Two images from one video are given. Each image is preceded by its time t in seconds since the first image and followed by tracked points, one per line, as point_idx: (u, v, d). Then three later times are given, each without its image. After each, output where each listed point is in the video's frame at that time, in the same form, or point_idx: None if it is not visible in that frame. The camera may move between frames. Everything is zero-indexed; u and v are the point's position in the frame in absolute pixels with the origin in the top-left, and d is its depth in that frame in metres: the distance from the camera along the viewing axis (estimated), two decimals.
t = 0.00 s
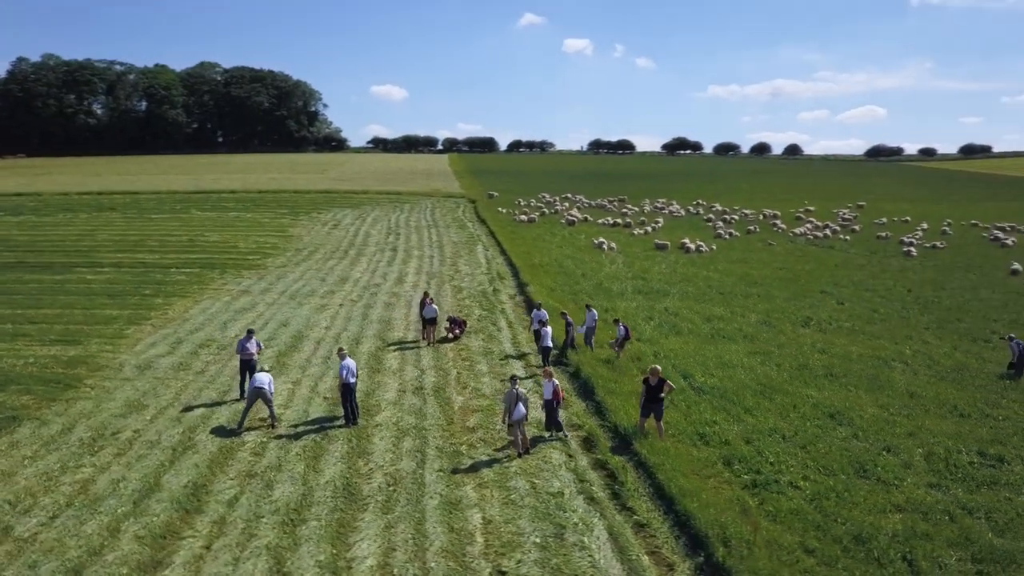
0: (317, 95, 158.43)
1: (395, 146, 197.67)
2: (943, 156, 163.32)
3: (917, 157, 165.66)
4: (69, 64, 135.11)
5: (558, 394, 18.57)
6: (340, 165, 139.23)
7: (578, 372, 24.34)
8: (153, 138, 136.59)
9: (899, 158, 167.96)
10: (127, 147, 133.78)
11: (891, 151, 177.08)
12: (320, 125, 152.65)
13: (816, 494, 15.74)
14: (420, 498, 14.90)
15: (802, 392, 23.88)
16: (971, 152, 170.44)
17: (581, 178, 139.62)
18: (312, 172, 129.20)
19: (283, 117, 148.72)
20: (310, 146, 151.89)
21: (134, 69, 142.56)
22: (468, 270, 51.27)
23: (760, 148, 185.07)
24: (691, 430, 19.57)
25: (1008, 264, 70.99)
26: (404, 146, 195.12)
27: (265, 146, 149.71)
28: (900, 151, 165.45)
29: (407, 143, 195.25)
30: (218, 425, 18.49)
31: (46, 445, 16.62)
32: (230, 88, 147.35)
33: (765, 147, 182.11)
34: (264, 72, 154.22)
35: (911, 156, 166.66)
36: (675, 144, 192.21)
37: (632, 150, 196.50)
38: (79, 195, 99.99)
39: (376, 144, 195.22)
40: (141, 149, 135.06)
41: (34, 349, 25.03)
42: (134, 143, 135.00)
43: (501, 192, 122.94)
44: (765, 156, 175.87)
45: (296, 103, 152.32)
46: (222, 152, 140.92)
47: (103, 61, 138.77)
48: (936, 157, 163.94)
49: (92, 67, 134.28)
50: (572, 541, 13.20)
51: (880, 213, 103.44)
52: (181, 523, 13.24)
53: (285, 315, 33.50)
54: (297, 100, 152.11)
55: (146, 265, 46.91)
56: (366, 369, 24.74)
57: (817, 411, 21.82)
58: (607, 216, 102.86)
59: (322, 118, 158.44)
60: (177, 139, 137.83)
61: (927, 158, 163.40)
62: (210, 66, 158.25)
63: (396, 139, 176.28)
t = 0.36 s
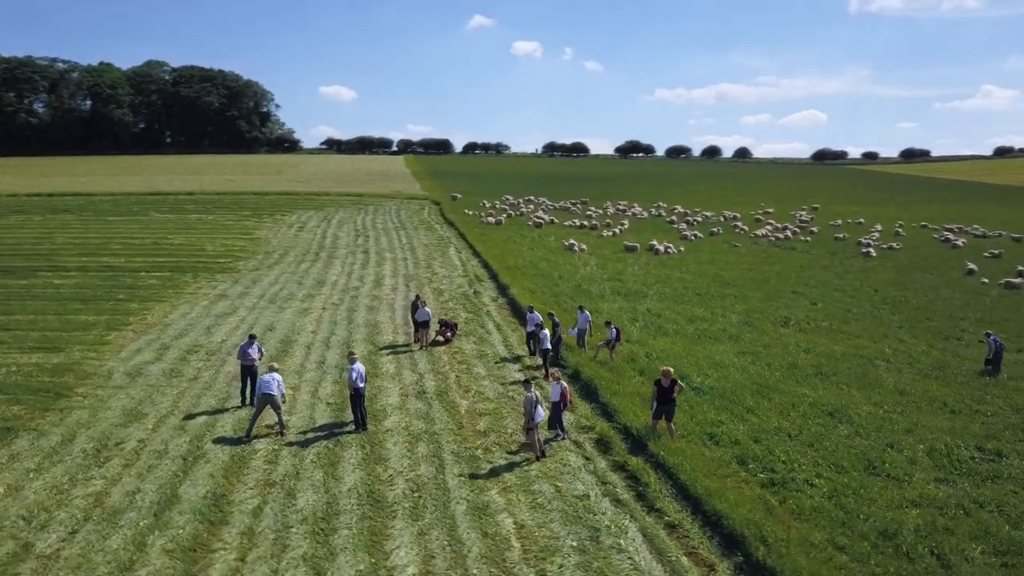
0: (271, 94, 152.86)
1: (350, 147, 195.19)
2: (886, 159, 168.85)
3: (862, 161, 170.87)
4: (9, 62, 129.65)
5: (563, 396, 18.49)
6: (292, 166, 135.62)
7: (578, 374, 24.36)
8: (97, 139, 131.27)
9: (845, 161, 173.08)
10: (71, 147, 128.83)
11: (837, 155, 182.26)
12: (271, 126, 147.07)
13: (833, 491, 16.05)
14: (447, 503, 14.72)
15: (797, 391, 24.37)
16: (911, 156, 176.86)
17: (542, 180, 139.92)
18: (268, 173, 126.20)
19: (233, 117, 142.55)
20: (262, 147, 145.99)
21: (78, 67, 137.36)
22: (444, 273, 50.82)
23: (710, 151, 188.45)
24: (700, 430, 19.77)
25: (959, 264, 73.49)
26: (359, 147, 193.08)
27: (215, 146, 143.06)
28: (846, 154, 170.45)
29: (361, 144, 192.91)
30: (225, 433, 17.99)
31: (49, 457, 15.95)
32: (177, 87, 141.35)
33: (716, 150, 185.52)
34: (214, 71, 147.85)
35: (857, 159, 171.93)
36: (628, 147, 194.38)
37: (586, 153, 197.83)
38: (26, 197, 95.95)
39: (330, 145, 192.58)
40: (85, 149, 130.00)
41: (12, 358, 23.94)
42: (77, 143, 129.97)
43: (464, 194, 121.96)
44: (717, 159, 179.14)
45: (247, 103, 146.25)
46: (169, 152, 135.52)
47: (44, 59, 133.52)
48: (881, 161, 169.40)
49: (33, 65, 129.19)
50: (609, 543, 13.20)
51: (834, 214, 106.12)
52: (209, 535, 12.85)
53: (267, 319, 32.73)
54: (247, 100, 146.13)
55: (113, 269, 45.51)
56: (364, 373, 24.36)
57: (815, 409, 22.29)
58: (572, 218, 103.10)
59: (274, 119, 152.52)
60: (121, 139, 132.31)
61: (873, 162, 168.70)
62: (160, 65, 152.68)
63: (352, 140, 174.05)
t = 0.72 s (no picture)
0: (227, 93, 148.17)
1: (307, 147, 192.32)
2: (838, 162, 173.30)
3: (817, 164, 174.88)
4: None
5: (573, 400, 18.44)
6: (252, 167, 132.77)
7: (582, 376, 24.40)
8: (45, 138, 127.07)
9: (800, 165, 176.94)
10: (19, 147, 125.59)
11: (790, 159, 186.51)
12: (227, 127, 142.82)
13: (855, 488, 16.34)
14: (482, 508, 14.59)
15: (797, 390, 24.80)
16: (859, 159, 181.86)
17: (507, 182, 139.86)
18: (227, 174, 123.42)
19: (187, 117, 138.00)
20: (218, 147, 141.69)
21: (23, 66, 132.80)
22: (425, 275, 50.44)
23: (666, 154, 190.91)
24: (713, 430, 19.96)
25: (919, 265, 75.43)
26: (317, 148, 190.64)
27: (168, 147, 138.82)
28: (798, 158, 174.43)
29: (319, 146, 190.24)
30: (240, 441, 17.56)
31: (61, 468, 15.38)
32: (129, 86, 136.58)
33: (672, 153, 188.03)
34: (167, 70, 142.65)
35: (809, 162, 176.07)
36: (585, 150, 195.77)
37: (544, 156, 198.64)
38: None
39: (287, 146, 189.58)
40: (34, 148, 126.23)
41: None
42: (25, 142, 126.17)
43: (430, 195, 120.72)
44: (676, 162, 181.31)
45: (201, 103, 141.58)
46: (120, 152, 131.26)
47: None
48: (834, 164, 173.57)
49: None
50: (651, 544, 13.23)
51: (796, 216, 108.34)
52: (245, 546, 12.53)
53: (255, 323, 32.06)
54: (202, 100, 141.41)
55: (85, 273, 44.14)
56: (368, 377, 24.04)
57: (819, 408, 22.70)
58: (542, 220, 103.23)
59: (230, 119, 148.02)
60: (71, 138, 128.06)
61: (827, 165, 172.81)
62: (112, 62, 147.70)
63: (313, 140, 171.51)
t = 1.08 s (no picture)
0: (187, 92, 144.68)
1: (269, 147, 189.40)
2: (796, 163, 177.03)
3: (778, 166, 178.21)
4: None
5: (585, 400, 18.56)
6: (217, 168, 130.23)
7: (592, 377, 24.49)
8: None
9: (762, 167, 180.08)
10: None
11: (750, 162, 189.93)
12: (188, 128, 139.62)
13: (879, 486, 16.63)
14: (521, 511, 14.52)
15: (801, 389, 25.25)
16: (816, 162, 185.86)
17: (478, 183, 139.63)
18: (191, 175, 120.72)
19: (146, 117, 134.55)
20: (178, 147, 138.40)
21: None
22: (411, 277, 50.05)
23: (629, 156, 192.52)
24: (730, 430, 20.16)
25: (886, 265, 77.18)
26: (279, 149, 188.07)
27: (127, 147, 135.55)
28: (757, 161, 177.57)
29: (282, 146, 187.54)
30: (261, 447, 17.22)
31: (83, 478, 14.91)
32: (85, 85, 132.78)
33: (635, 156, 189.79)
34: (125, 68, 138.64)
35: (769, 164, 179.32)
36: (549, 152, 196.36)
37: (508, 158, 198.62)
38: None
39: (249, 146, 186.60)
40: None
41: None
42: None
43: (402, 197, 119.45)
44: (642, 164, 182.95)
45: (160, 103, 137.97)
46: (76, 151, 127.67)
47: None
48: (795, 166, 177.10)
49: None
50: (697, 545, 13.29)
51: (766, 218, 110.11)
52: (293, 555, 12.29)
53: (250, 327, 31.50)
54: (160, 99, 137.80)
55: (61, 276, 42.90)
56: (377, 380, 23.80)
57: (826, 407, 23.12)
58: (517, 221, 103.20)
59: (190, 119, 144.43)
60: (24, 137, 124.40)
61: (789, 166, 176.15)
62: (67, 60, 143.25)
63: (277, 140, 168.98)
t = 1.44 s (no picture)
0: (145, 92, 141.60)
1: (231, 148, 186.02)
2: (753, 166, 179.96)
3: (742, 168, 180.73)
4: None
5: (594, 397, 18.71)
6: (181, 168, 127.57)
7: (601, 378, 24.61)
8: None
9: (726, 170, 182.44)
10: None
11: (710, 164, 192.80)
12: (147, 128, 136.71)
13: (901, 482, 16.97)
14: (561, 513, 14.52)
15: (804, 388, 25.67)
16: (775, 165, 189.18)
17: (449, 185, 139.12)
18: (155, 176, 118.03)
19: (104, 116, 131.32)
20: (137, 148, 135.43)
21: None
22: (398, 279, 49.62)
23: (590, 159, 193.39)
24: (746, 429, 20.39)
25: (856, 266, 78.65)
26: (241, 150, 184.78)
27: (83, 147, 131.92)
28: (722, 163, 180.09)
29: (244, 146, 184.36)
30: (286, 452, 16.95)
31: (111, 488, 14.52)
32: (40, 83, 128.85)
33: (600, 158, 191.18)
34: (80, 67, 135.04)
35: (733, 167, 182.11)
36: (514, 153, 196.55)
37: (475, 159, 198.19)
38: None
39: (210, 147, 182.97)
40: None
41: None
42: None
43: (374, 198, 118.39)
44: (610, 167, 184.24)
45: (118, 102, 134.90)
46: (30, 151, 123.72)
47: None
48: (758, 168, 179.90)
49: None
50: (743, 544, 13.42)
51: (736, 219, 111.69)
52: (344, 562, 12.11)
53: (246, 331, 30.96)
54: (118, 99, 134.73)
55: (36, 280, 41.56)
56: (387, 383, 23.60)
57: (832, 406, 23.53)
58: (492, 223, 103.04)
59: (149, 118, 141.34)
60: None
61: (753, 169, 178.69)
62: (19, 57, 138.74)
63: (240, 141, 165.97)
